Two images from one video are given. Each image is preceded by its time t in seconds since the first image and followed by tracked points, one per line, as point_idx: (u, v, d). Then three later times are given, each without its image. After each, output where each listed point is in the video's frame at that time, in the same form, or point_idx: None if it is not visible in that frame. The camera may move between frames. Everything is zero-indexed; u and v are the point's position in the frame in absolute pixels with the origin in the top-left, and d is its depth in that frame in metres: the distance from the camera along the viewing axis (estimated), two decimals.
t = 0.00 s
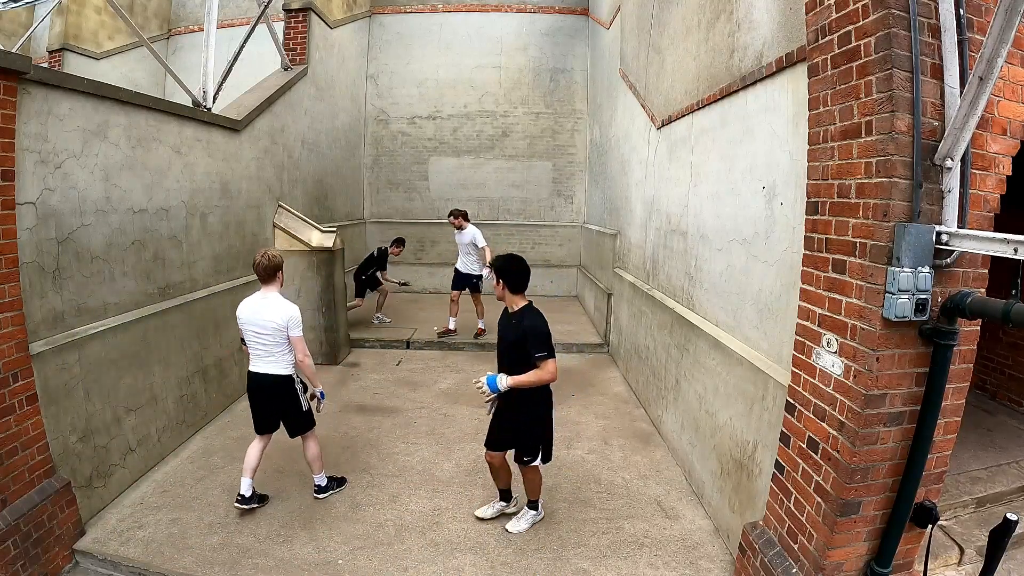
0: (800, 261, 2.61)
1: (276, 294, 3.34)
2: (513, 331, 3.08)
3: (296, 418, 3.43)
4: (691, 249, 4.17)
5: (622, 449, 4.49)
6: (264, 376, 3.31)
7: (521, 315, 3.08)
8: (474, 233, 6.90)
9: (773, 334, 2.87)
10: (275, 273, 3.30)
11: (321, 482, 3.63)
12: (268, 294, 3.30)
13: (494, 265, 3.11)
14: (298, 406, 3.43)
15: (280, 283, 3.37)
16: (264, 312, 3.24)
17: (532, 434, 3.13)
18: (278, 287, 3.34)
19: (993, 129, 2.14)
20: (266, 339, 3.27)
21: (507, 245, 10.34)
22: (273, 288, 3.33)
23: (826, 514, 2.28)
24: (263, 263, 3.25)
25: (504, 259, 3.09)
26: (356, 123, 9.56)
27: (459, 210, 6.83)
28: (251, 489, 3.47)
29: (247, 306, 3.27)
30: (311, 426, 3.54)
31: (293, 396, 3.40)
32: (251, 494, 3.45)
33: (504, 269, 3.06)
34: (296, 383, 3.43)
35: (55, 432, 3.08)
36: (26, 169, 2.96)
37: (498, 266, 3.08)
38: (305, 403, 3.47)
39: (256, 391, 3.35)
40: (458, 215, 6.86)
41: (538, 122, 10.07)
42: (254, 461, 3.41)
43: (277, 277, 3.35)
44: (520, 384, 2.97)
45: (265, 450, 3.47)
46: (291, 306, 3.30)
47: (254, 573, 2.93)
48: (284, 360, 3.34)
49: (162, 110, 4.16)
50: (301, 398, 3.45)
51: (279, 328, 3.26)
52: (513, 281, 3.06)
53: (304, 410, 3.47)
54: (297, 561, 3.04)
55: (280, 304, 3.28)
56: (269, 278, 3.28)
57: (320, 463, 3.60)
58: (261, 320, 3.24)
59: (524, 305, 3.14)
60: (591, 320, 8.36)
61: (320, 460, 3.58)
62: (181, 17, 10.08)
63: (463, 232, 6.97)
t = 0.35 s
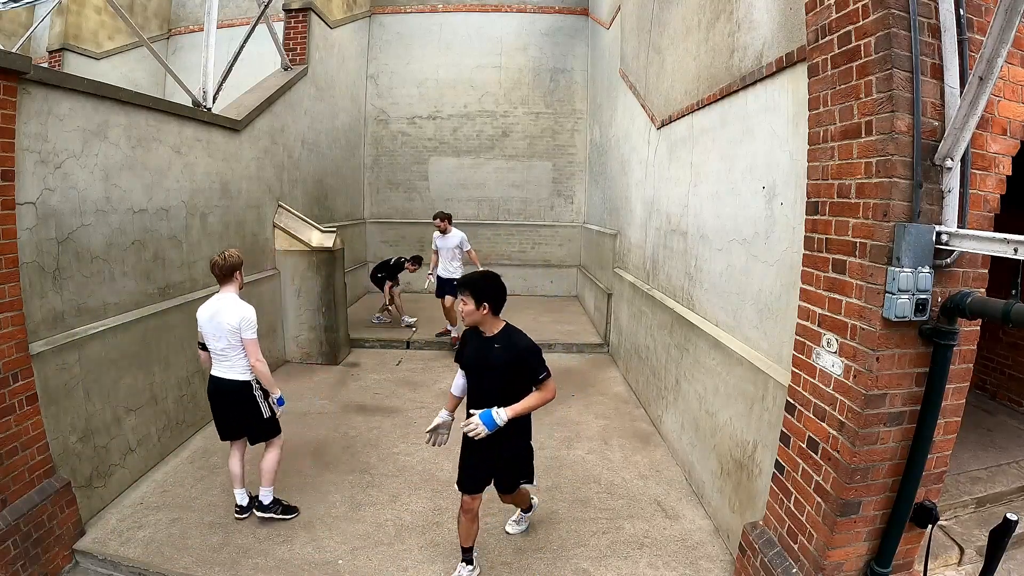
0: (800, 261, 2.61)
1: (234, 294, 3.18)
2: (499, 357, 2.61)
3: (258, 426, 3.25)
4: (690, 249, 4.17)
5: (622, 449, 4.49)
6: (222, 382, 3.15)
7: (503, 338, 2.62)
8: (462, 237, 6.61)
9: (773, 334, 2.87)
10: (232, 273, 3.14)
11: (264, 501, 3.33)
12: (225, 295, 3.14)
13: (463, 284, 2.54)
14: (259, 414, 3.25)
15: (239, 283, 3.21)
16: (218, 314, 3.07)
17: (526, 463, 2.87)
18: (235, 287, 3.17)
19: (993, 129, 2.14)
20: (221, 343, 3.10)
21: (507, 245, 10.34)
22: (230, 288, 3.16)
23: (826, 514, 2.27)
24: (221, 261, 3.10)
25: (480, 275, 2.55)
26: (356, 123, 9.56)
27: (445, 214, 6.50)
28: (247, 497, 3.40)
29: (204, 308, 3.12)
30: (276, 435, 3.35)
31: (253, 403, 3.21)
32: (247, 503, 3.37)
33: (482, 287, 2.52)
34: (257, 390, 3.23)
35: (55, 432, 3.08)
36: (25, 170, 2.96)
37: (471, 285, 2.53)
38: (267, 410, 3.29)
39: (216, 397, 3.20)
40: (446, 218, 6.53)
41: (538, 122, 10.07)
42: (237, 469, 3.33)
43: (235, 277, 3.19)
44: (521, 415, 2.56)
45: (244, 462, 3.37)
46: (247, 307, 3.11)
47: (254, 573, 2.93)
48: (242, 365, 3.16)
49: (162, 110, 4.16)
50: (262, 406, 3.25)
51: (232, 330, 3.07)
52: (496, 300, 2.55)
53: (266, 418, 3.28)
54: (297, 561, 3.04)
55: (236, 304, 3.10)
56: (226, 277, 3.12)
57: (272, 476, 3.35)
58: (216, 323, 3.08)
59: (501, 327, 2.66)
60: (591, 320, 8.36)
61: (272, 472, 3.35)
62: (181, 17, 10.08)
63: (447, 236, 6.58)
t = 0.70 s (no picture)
0: (800, 261, 2.61)
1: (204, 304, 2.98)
2: (492, 382, 2.30)
3: (206, 451, 3.01)
4: (690, 249, 4.17)
5: (622, 449, 4.49)
6: (182, 396, 2.96)
7: (493, 359, 2.31)
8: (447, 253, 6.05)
9: (773, 334, 2.87)
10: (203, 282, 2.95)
11: (186, 530, 3.04)
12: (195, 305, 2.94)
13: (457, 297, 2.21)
14: (210, 439, 3.01)
15: (210, 293, 3.02)
16: (185, 325, 2.87)
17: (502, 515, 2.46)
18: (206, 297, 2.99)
19: (992, 129, 2.14)
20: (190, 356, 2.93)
21: (507, 245, 10.35)
22: (201, 298, 2.97)
23: (826, 514, 2.27)
24: (192, 269, 2.90)
25: (474, 287, 2.24)
26: (356, 123, 9.56)
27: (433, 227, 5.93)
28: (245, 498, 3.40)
29: (171, 318, 2.91)
30: (221, 463, 3.08)
31: (206, 426, 2.98)
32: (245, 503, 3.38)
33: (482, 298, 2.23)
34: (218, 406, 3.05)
35: (55, 432, 3.08)
36: (26, 170, 2.96)
37: (470, 296, 2.21)
38: (219, 436, 3.04)
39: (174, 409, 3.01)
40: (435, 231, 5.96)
41: (538, 122, 10.07)
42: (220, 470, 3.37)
43: (206, 286, 2.99)
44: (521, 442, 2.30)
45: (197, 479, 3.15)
46: (219, 321, 2.94)
47: (254, 573, 2.93)
48: (210, 379, 3.00)
49: (162, 110, 4.16)
50: (214, 430, 3.01)
51: (202, 343, 2.90)
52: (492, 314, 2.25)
53: (216, 442, 3.03)
54: (297, 561, 3.04)
55: (207, 316, 2.91)
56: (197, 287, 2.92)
57: (198, 506, 3.03)
58: (184, 334, 2.88)
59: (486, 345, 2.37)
60: (591, 320, 8.36)
61: (199, 502, 3.02)
62: (181, 17, 10.08)
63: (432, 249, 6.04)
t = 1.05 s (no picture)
0: (800, 261, 2.61)
1: (176, 308, 2.86)
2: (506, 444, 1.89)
3: (177, 459, 2.91)
4: (690, 250, 4.17)
5: (622, 449, 4.49)
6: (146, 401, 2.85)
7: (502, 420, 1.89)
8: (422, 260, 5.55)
9: (773, 334, 2.87)
10: (174, 284, 2.82)
11: (183, 535, 3.03)
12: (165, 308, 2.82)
13: (498, 348, 1.73)
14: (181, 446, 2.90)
15: (183, 296, 2.89)
16: (151, 329, 2.76)
17: None
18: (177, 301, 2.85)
19: (992, 129, 2.14)
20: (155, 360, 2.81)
21: (507, 245, 10.35)
22: (172, 300, 2.84)
23: (826, 514, 2.27)
24: (164, 270, 2.78)
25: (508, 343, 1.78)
26: (356, 123, 9.56)
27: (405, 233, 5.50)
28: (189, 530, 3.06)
29: (141, 318, 2.82)
30: (195, 470, 2.99)
31: (176, 432, 2.88)
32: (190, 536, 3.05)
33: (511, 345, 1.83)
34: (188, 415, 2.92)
35: (55, 432, 3.08)
36: (25, 169, 2.96)
37: (512, 346, 1.76)
38: (191, 443, 2.93)
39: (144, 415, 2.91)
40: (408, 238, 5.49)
41: (538, 122, 10.07)
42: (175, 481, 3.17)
43: (179, 289, 2.87)
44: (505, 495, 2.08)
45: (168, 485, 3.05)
46: (187, 326, 2.80)
47: (254, 573, 2.93)
48: (176, 385, 2.86)
49: (162, 110, 4.16)
50: (186, 436, 2.90)
51: (167, 347, 2.77)
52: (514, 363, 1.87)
53: (187, 450, 2.92)
54: (297, 561, 3.04)
55: (174, 321, 2.78)
56: (167, 288, 2.80)
57: (187, 512, 3.02)
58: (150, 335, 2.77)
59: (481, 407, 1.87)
60: (591, 320, 8.36)
61: (185, 509, 2.99)
62: (181, 18, 10.08)
63: (408, 258, 5.60)
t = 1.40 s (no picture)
0: (800, 261, 2.61)
1: (145, 307, 2.81)
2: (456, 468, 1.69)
3: (163, 457, 2.89)
4: (690, 249, 4.17)
5: (622, 449, 4.49)
6: (123, 403, 2.80)
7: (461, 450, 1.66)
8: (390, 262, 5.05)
9: (773, 334, 2.87)
10: (142, 284, 2.77)
11: (183, 535, 3.02)
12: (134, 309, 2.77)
13: (526, 367, 1.67)
14: (165, 443, 2.88)
15: (151, 295, 2.84)
16: (123, 329, 2.72)
17: None
18: (144, 301, 2.80)
19: (993, 129, 2.14)
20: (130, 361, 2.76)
21: (507, 245, 10.35)
22: (141, 299, 2.79)
23: (826, 514, 2.27)
24: (130, 269, 2.73)
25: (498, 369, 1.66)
26: (356, 123, 9.56)
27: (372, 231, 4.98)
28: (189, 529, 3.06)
29: (110, 322, 2.77)
30: (185, 464, 2.99)
31: (158, 430, 2.85)
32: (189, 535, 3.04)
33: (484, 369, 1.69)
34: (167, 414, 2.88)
35: (55, 432, 3.09)
36: (25, 169, 2.96)
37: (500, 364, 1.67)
38: (174, 437, 2.91)
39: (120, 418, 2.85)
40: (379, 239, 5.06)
41: (538, 122, 10.07)
42: (129, 494, 2.96)
43: (147, 287, 2.82)
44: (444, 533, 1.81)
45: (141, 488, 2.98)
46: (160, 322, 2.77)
47: (254, 573, 2.93)
48: (153, 385, 2.82)
49: (162, 111, 4.16)
50: (168, 433, 2.88)
51: (141, 346, 2.72)
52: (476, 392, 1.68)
53: (175, 445, 2.91)
54: (297, 561, 3.04)
55: (145, 319, 2.74)
56: (133, 287, 2.75)
57: (185, 510, 3.02)
58: (121, 336, 2.73)
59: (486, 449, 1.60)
60: (591, 320, 8.36)
61: (183, 507, 3.00)
62: (181, 18, 10.08)
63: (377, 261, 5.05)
